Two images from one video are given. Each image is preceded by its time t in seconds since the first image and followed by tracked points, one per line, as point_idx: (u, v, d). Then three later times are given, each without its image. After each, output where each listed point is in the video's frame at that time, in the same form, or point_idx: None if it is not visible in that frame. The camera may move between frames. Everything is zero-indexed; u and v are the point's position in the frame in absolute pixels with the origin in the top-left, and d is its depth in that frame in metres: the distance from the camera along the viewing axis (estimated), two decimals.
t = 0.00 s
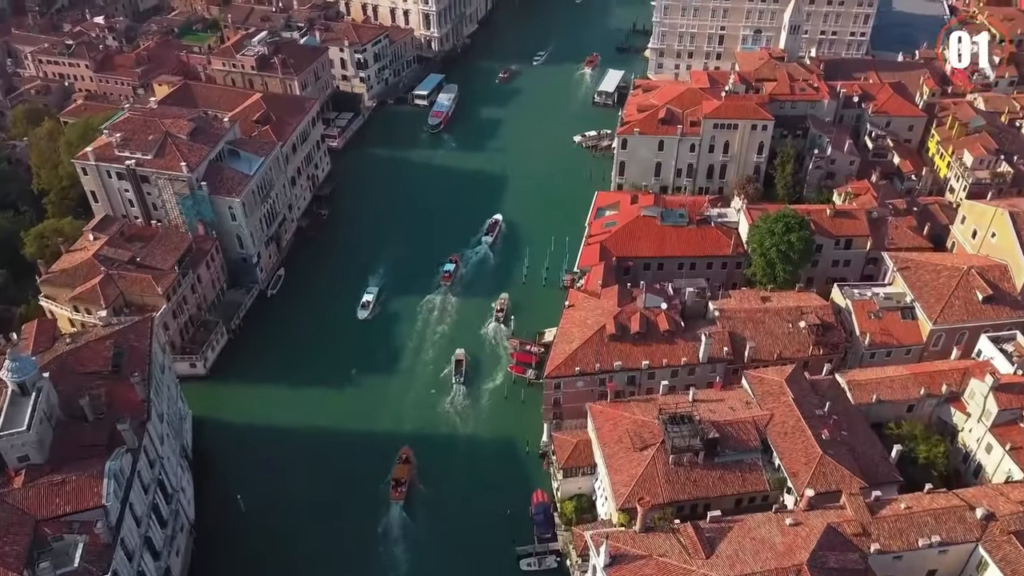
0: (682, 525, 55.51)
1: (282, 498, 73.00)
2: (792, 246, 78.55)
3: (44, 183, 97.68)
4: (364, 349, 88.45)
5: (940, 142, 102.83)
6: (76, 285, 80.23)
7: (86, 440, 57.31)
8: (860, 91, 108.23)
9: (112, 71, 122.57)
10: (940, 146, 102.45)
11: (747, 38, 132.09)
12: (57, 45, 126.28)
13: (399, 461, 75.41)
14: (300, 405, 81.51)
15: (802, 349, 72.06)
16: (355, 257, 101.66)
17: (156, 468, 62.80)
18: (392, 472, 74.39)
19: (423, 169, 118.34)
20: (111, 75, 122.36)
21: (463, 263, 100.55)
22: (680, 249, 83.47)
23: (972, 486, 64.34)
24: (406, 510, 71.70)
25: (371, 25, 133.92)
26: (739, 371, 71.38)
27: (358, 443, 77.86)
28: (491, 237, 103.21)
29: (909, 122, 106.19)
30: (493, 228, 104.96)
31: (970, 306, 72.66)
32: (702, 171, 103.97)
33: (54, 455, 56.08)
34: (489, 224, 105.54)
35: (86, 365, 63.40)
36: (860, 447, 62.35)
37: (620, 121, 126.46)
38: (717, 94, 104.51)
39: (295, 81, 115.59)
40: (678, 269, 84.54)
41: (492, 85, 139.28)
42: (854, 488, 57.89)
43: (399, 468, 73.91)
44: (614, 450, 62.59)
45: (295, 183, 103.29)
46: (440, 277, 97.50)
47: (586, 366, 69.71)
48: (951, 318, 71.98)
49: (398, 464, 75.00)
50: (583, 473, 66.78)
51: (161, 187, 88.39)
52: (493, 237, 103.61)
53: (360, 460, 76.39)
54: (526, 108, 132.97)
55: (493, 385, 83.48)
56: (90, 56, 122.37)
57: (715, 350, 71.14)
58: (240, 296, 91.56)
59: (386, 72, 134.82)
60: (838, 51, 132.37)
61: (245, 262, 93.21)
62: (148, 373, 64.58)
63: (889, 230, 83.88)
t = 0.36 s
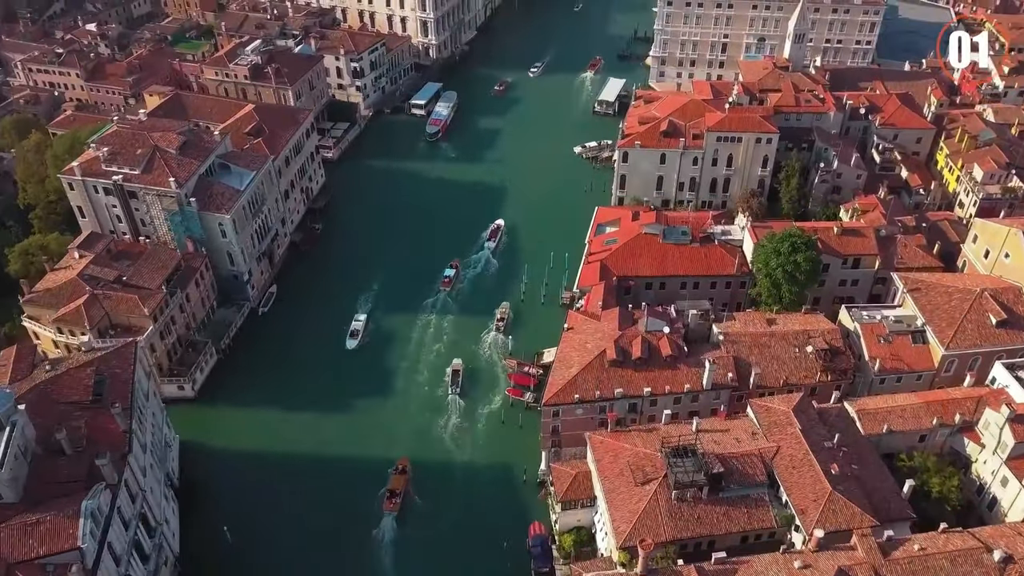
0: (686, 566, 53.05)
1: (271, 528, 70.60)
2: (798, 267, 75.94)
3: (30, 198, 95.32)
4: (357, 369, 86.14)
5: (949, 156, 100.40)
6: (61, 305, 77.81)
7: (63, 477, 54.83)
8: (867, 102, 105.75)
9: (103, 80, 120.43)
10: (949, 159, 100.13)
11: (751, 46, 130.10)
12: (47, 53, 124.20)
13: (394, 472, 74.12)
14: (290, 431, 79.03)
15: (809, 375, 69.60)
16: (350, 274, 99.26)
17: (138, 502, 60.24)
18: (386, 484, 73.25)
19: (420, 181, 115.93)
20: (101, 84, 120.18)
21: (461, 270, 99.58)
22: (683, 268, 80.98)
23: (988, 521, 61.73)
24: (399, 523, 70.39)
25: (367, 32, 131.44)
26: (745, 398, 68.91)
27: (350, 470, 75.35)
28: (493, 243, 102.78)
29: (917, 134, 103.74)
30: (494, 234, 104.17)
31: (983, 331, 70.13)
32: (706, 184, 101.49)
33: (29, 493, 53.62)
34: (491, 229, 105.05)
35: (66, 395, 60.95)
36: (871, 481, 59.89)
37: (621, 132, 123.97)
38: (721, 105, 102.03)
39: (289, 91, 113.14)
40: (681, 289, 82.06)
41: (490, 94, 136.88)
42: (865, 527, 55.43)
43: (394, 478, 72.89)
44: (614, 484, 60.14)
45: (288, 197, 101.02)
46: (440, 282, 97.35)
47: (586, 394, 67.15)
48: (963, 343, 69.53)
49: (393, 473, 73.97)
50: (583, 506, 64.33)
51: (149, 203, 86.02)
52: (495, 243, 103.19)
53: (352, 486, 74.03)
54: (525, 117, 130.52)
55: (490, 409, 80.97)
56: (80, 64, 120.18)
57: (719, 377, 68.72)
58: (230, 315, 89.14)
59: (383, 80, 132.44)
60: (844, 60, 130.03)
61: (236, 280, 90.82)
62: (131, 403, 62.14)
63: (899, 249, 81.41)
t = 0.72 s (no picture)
0: None
1: (259, 564, 67.70)
2: (807, 292, 72.92)
3: (15, 216, 92.66)
4: (350, 394, 83.37)
5: (961, 172, 97.60)
6: (42, 330, 75.04)
7: (35, 521, 51.95)
8: (876, 116, 102.87)
9: (93, 91, 117.92)
10: (960, 175, 97.33)
11: (756, 56, 127.24)
12: (37, 64, 121.72)
13: (391, 484, 72.87)
14: (281, 460, 76.25)
15: (819, 407, 66.81)
16: (344, 293, 96.52)
17: (118, 544, 57.23)
18: (384, 499, 71.81)
19: (416, 195, 113.21)
20: (92, 95, 117.69)
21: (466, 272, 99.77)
22: (687, 292, 78.22)
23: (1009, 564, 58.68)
24: (394, 540, 69.03)
25: (364, 42, 128.70)
26: (752, 432, 66.10)
27: (343, 501, 72.60)
28: (496, 252, 101.59)
29: (927, 150, 100.91)
30: (498, 240, 103.34)
31: (1001, 360, 67.23)
32: (710, 201, 98.73)
33: None
34: (493, 237, 103.90)
35: (41, 432, 58.16)
36: (885, 523, 57.05)
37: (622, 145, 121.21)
38: (726, 119, 99.22)
39: (283, 104, 110.49)
40: (685, 313, 79.27)
41: (490, 105, 134.17)
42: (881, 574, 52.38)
43: (392, 494, 71.39)
44: (616, 526, 57.24)
45: (280, 214, 98.42)
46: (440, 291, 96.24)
47: (586, 428, 64.39)
48: (980, 373, 66.64)
49: (389, 489, 72.31)
50: (583, 546, 61.54)
51: (135, 222, 83.37)
52: (497, 252, 101.98)
53: (344, 519, 71.20)
54: (524, 129, 127.79)
55: (487, 438, 78.23)
56: (70, 76, 117.64)
57: (725, 410, 65.90)
58: (220, 338, 86.35)
59: (380, 90, 129.78)
60: (851, 70, 127.31)
61: (226, 301, 88.11)
62: (110, 439, 59.33)
63: (911, 272, 78.59)
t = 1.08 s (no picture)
0: None
1: None
2: (817, 320, 70.04)
3: None
4: (342, 422, 80.55)
5: (973, 190, 94.83)
6: (22, 358, 72.29)
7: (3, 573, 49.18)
8: (885, 131, 99.98)
9: (83, 103, 115.41)
10: (972, 194, 94.54)
11: (760, 67, 124.74)
12: (25, 75, 119.13)
13: (387, 502, 71.50)
14: (269, 494, 73.38)
15: (829, 444, 63.95)
16: (337, 316, 93.66)
17: None
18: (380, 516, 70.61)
19: (411, 211, 110.37)
20: (81, 108, 115.17)
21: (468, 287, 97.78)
22: (691, 318, 75.41)
23: None
24: (390, 556, 67.86)
25: (359, 52, 125.87)
26: (760, 469, 63.23)
27: (335, 538, 69.70)
28: (498, 261, 100.50)
29: (938, 166, 98.14)
30: (501, 249, 102.06)
31: (1020, 395, 64.23)
32: (714, 220, 95.88)
33: None
34: (495, 246, 102.54)
35: (14, 473, 55.46)
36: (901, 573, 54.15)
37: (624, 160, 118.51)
38: (730, 136, 96.42)
39: (276, 117, 107.81)
40: (689, 340, 76.43)
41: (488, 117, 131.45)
42: None
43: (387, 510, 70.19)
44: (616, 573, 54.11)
45: (272, 232, 95.77)
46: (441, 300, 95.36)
47: (587, 466, 61.63)
48: (998, 409, 63.68)
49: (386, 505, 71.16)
50: None
51: (120, 244, 80.67)
52: (501, 260, 100.96)
53: (333, 557, 68.27)
54: (524, 142, 125.04)
55: (484, 470, 75.33)
56: (58, 88, 114.95)
57: (732, 447, 63.05)
58: (208, 363, 83.59)
59: (376, 102, 127.16)
60: (857, 82, 124.66)
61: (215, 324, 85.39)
62: (85, 480, 56.61)
63: (924, 298, 75.72)
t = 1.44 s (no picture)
0: None
1: None
2: (827, 353, 66.92)
3: None
4: (332, 454, 77.48)
5: (985, 210, 91.77)
6: None
7: None
8: (895, 149, 96.91)
9: (70, 117, 112.52)
10: (985, 214, 91.43)
11: (765, 80, 121.82)
12: (11, 88, 116.23)
13: (384, 523, 70.10)
14: (255, 534, 70.25)
15: (841, 486, 60.80)
16: (329, 341, 90.55)
17: None
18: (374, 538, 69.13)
19: (406, 230, 107.37)
20: (68, 122, 112.26)
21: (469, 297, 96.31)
22: (695, 349, 72.33)
23: None
24: None
25: (354, 64, 122.85)
26: (768, 514, 60.07)
27: None
28: (500, 271, 98.94)
29: (949, 186, 95.10)
30: (502, 258, 100.61)
31: None
32: (718, 241, 92.77)
33: None
34: (497, 256, 101.15)
35: None
36: None
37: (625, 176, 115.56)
38: (735, 154, 93.36)
39: (267, 133, 104.82)
40: (693, 371, 73.34)
41: (485, 131, 128.47)
42: None
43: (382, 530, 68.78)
44: None
45: (262, 253, 92.75)
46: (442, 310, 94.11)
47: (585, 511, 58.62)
48: (1019, 450, 60.49)
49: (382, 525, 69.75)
50: None
51: (102, 269, 77.69)
52: (503, 269, 99.36)
53: None
54: (523, 157, 122.05)
55: (479, 508, 72.22)
56: (45, 101, 112.15)
57: (738, 490, 59.92)
58: (193, 393, 80.50)
59: (372, 115, 124.24)
60: (864, 95, 121.69)
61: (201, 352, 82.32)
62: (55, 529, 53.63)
63: (938, 328, 72.57)
